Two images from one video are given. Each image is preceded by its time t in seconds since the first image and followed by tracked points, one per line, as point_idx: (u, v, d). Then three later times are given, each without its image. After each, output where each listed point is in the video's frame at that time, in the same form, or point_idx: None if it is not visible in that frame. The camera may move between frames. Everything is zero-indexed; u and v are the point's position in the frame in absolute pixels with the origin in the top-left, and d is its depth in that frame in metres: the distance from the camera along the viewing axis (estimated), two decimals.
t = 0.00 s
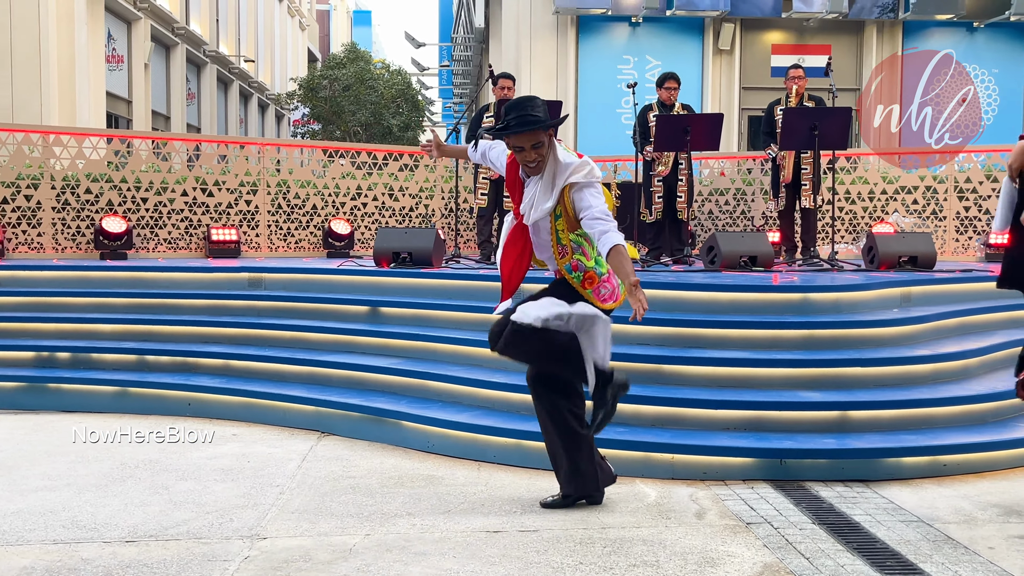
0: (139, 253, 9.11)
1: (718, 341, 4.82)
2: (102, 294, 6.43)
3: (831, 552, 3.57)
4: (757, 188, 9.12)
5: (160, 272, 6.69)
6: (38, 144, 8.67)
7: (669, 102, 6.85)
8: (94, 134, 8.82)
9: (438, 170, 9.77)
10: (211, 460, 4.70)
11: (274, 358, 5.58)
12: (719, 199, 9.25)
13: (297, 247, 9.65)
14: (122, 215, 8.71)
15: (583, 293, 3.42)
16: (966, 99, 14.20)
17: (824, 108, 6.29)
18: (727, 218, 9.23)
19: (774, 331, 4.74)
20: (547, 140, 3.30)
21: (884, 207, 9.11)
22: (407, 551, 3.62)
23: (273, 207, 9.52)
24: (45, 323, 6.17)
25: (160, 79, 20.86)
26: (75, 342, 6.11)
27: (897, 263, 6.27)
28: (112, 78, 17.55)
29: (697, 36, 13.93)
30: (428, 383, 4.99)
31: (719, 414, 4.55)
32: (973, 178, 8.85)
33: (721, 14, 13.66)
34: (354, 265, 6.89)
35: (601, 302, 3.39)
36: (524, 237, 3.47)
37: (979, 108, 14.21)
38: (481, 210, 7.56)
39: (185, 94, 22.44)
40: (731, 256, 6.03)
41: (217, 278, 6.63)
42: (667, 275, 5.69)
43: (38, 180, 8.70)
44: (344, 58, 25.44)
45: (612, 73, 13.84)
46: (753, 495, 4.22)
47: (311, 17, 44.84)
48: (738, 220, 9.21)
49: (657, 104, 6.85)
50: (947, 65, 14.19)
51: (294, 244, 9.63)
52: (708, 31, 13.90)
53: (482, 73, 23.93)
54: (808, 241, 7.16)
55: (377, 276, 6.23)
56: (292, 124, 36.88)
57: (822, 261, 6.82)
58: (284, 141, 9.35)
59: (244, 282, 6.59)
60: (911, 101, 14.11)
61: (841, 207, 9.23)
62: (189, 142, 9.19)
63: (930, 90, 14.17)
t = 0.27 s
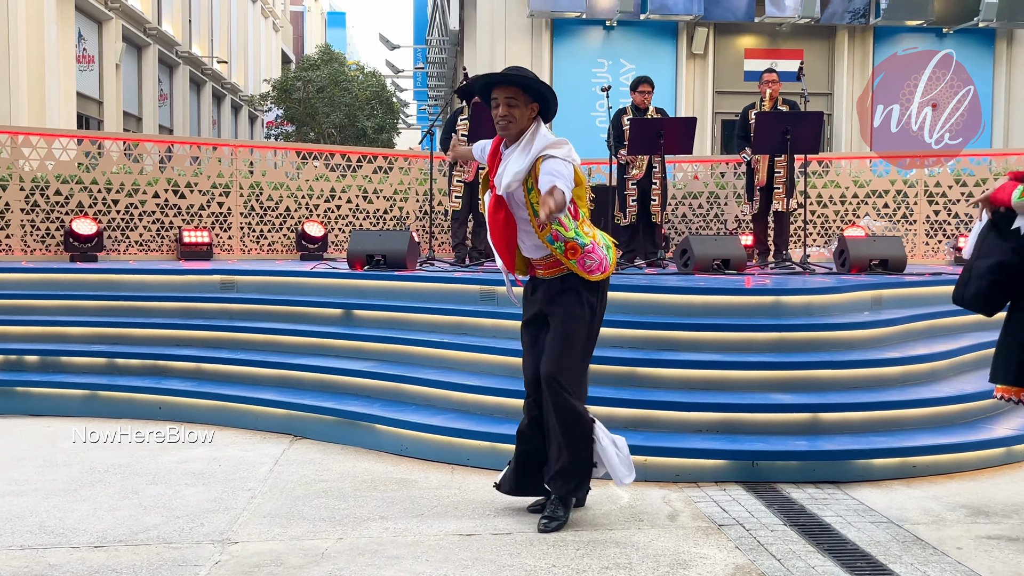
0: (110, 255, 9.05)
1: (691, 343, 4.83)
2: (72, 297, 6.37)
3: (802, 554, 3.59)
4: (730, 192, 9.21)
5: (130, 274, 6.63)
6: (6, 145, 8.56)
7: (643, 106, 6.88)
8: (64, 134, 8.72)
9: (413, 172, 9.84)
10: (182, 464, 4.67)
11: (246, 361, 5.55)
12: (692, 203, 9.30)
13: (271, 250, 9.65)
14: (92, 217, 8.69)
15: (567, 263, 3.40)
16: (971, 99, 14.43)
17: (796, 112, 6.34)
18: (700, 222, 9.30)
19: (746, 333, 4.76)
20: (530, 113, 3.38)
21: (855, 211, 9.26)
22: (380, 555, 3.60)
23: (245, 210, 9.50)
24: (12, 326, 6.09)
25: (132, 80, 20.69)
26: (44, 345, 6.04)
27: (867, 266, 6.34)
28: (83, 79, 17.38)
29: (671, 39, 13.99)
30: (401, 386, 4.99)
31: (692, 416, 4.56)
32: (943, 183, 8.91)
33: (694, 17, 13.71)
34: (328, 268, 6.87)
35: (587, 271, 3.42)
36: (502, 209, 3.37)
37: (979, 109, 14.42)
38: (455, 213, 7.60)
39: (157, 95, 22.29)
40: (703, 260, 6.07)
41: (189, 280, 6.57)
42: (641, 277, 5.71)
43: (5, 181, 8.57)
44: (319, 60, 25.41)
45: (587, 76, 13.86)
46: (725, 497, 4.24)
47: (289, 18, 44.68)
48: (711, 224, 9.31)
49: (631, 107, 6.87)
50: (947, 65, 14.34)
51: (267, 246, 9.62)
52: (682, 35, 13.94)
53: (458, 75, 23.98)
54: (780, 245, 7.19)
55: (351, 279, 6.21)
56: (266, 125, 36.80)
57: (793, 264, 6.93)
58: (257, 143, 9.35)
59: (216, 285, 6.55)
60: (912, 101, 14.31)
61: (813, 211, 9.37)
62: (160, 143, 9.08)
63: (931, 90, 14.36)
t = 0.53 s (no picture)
0: (68, 257, 8.92)
1: (655, 346, 4.86)
2: (30, 300, 6.27)
3: (764, 554, 3.61)
4: (694, 195, 9.33)
5: (90, 276, 6.54)
6: None
7: (607, 109, 6.91)
8: (22, 134, 8.60)
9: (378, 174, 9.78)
10: (142, 468, 4.61)
11: (209, 364, 5.50)
12: (656, 206, 9.34)
13: (233, 252, 9.61)
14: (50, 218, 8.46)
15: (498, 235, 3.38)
16: (966, 98, 14.65)
17: (757, 117, 6.41)
18: (664, 225, 9.38)
19: (709, 336, 4.79)
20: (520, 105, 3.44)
21: (817, 215, 9.29)
22: (342, 558, 3.56)
23: (207, 211, 9.46)
24: None
25: (92, 79, 20.45)
26: None
27: (828, 269, 6.42)
28: (41, 78, 17.18)
29: (635, 44, 14.09)
30: (365, 389, 4.97)
31: (655, 418, 4.58)
32: (901, 186, 9.12)
33: (657, 22, 13.77)
34: (291, 270, 6.82)
35: (510, 253, 3.36)
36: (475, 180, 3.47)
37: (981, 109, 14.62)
38: (420, 214, 7.66)
39: (118, 95, 22.08)
40: (667, 262, 6.11)
41: (150, 283, 6.52)
42: (605, 280, 5.73)
43: None
44: (282, 61, 25.42)
45: (552, 79, 13.91)
46: (688, 498, 4.26)
47: (255, 21, 44.49)
48: (675, 227, 9.39)
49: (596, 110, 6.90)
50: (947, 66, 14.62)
51: (229, 248, 9.59)
52: (646, 39, 14.04)
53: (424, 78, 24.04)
54: (743, 246, 7.29)
55: (313, 282, 6.18)
56: (230, 126, 36.65)
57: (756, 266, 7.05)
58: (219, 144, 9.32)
59: (177, 287, 6.49)
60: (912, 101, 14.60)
61: (775, 214, 9.39)
62: (121, 143, 8.98)
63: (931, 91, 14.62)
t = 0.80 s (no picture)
0: (21, 259, 8.76)
1: (616, 347, 4.88)
2: None
3: (723, 554, 3.63)
4: (654, 197, 9.41)
5: (44, 279, 6.43)
6: None
7: (569, 111, 6.95)
8: None
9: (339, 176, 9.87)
10: (97, 473, 4.55)
11: (167, 367, 5.44)
12: (617, 208, 9.45)
13: (191, 254, 9.55)
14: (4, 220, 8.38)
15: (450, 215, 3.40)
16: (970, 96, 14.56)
17: (718, 119, 6.45)
18: (625, 226, 9.46)
19: (669, 337, 4.82)
20: (489, 93, 3.44)
21: (775, 216, 9.47)
22: (302, 563, 3.51)
23: (165, 212, 9.37)
24: None
25: (47, 78, 20.11)
26: None
27: (787, 270, 6.48)
28: None
29: (597, 46, 14.18)
30: (325, 392, 4.95)
31: (616, 419, 4.59)
32: (858, 188, 9.28)
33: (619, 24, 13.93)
34: (250, 272, 6.78)
35: (459, 230, 3.39)
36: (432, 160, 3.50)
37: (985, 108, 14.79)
38: (382, 216, 7.67)
39: (73, 95, 21.74)
40: (628, 264, 6.14)
41: (106, 285, 6.43)
42: (567, 281, 5.76)
43: None
44: (241, 61, 25.23)
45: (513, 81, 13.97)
46: (648, 498, 4.28)
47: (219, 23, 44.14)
48: (636, 228, 9.47)
49: (558, 113, 6.94)
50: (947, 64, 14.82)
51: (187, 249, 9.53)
52: (607, 41, 14.13)
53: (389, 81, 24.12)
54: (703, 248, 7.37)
55: (268, 283, 6.12)
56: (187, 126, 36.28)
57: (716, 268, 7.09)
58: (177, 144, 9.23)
59: (134, 290, 6.41)
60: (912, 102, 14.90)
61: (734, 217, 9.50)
62: (76, 144, 8.81)
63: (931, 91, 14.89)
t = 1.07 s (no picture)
0: None
1: (566, 347, 4.90)
2: None
3: (672, 552, 3.66)
4: (604, 198, 9.50)
5: None
6: None
7: (520, 112, 7.06)
8: None
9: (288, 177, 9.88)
10: (38, 479, 4.46)
11: (114, 370, 5.35)
12: (569, 208, 9.49)
13: (136, 255, 9.43)
14: None
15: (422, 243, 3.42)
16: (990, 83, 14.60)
17: (668, 121, 6.53)
18: (577, 227, 9.56)
19: (619, 337, 4.85)
20: (410, 104, 3.42)
21: (724, 217, 9.61)
22: (250, 567, 3.46)
23: (110, 213, 9.20)
24: None
25: None
26: None
27: (735, 270, 6.54)
28: None
29: (548, 47, 14.31)
30: (273, 395, 4.91)
31: (566, 420, 4.60)
32: (805, 190, 9.44)
33: (570, 26, 14.07)
34: (197, 274, 6.69)
35: (431, 253, 3.41)
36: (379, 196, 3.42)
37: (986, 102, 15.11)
38: (331, 217, 7.63)
39: (15, 94, 21.24)
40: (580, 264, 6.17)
41: (46, 288, 6.29)
42: (518, 282, 5.83)
43: None
44: (190, 60, 24.89)
45: (465, 81, 14.01)
46: (599, 498, 4.29)
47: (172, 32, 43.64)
48: (587, 230, 9.56)
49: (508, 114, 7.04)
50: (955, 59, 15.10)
51: (132, 251, 9.40)
52: (558, 44, 14.31)
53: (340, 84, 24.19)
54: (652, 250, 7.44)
55: (220, 285, 6.08)
56: (134, 126, 35.73)
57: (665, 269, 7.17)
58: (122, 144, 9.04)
59: (78, 293, 6.30)
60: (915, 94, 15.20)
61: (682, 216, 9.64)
62: (17, 143, 8.58)
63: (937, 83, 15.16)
